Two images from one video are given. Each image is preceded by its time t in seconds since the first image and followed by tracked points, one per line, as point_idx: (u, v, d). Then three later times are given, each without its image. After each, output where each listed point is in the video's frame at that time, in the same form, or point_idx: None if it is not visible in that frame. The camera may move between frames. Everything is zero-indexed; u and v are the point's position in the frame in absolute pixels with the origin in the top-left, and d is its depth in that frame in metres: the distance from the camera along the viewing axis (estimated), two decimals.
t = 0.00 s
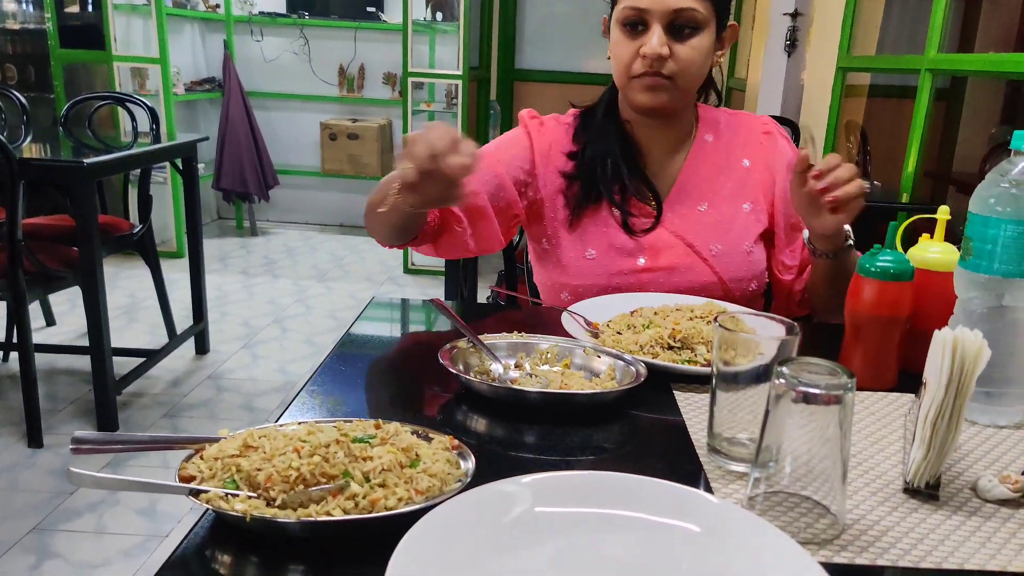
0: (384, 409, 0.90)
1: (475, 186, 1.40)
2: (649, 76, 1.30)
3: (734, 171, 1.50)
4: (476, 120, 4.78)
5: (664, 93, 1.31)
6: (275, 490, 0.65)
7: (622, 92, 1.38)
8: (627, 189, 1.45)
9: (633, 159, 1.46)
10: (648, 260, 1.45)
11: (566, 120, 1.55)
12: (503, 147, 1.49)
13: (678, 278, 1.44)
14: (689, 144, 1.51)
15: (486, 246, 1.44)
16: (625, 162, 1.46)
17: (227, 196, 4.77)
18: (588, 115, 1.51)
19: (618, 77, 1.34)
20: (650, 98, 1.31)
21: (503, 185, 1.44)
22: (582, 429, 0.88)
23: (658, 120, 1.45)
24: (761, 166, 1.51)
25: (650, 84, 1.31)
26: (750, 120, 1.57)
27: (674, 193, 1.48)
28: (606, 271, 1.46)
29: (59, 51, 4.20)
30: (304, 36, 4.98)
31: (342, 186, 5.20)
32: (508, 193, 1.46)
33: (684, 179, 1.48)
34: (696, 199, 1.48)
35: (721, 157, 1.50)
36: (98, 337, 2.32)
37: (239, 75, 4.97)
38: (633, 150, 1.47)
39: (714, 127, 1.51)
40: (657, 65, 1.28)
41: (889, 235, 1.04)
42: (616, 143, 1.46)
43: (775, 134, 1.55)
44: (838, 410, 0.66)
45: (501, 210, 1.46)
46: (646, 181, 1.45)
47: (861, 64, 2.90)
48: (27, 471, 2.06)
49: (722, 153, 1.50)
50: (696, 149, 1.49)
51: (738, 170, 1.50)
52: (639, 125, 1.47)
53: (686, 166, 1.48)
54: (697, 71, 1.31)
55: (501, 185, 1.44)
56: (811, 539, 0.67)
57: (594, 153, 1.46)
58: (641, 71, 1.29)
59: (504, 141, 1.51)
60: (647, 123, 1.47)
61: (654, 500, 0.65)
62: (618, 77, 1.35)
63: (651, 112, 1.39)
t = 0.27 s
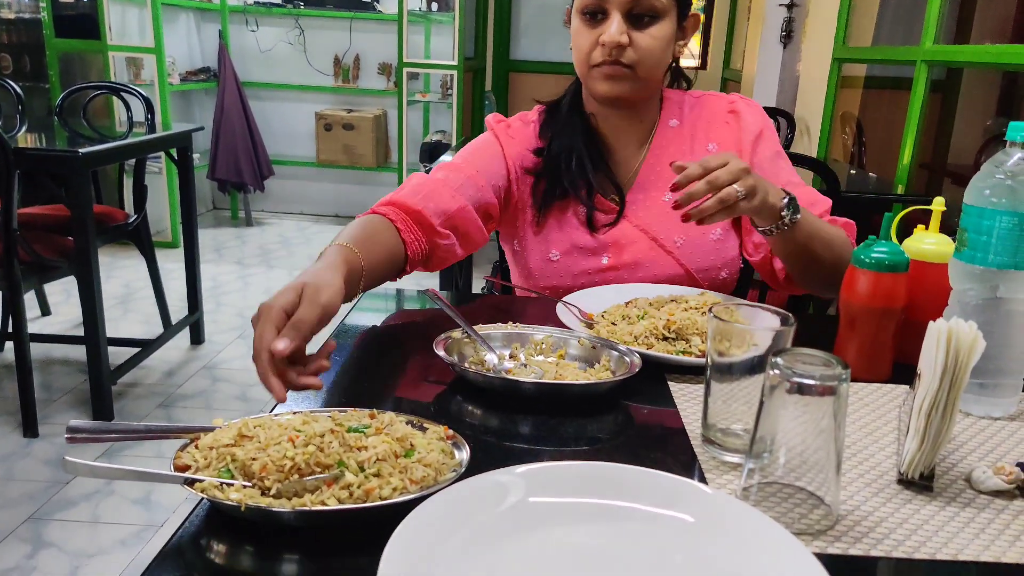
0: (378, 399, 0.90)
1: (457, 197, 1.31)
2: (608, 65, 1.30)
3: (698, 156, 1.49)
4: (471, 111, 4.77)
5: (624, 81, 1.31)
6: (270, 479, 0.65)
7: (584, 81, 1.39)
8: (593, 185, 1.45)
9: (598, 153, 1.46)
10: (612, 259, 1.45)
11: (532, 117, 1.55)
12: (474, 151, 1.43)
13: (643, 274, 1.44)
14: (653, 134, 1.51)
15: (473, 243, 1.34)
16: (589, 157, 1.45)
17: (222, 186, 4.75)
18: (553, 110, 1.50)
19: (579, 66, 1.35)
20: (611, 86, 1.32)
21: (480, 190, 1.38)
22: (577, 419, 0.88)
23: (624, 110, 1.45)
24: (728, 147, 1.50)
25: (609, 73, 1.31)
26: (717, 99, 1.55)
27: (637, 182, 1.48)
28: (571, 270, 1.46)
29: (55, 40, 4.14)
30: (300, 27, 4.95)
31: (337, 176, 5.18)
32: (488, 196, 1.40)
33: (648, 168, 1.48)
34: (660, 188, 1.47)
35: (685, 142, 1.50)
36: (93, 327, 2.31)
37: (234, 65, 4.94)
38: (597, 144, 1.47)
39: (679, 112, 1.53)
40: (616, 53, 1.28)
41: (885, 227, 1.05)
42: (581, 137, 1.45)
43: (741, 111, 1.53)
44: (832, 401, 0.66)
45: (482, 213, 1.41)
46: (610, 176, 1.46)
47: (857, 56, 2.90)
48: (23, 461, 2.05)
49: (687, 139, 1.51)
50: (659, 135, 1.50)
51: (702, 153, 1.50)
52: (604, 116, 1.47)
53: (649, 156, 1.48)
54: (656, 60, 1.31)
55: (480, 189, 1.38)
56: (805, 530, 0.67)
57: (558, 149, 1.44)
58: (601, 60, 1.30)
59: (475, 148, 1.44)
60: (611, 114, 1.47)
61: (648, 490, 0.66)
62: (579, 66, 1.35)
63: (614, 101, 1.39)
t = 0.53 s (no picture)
0: (375, 395, 0.90)
1: (444, 205, 1.30)
2: (588, 60, 1.29)
3: (685, 152, 1.50)
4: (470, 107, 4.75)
5: (604, 77, 1.31)
6: (268, 476, 0.65)
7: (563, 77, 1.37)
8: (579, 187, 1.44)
9: (581, 153, 1.45)
10: (604, 261, 1.45)
11: (515, 116, 1.53)
12: (457, 155, 1.42)
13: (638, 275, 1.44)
14: (638, 131, 1.50)
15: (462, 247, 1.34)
16: (574, 158, 1.44)
17: (220, 182, 4.74)
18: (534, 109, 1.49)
19: (559, 63, 1.34)
20: (591, 82, 1.31)
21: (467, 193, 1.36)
22: (576, 415, 0.88)
23: (607, 108, 1.44)
24: (715, 143, 1.50)
25: (590, 68, 1.30)
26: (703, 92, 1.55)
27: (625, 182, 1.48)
28: (563, 271, 1.47)
29: (55, 37, 4.11)
30: (298, 23, 4.94)
31: (336, 173, 5.17)
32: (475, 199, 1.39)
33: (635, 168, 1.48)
34: (649, 188, 1.48)
35: (671, 138, 1.50)
36: (93, 324, 2.30)
37: (233, 62, 4.93)
38: (582, 143, 1.46)
39: (665, 108, 1.52)
40: (596, 48, 1.27)
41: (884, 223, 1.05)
42: (565, 138, 1.44)
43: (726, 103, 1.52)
44: (831, 397, 0.65)
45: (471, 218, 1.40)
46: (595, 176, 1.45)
47: (856, 51, 2.90)
48: (22, 457, 2.05)
49: (674, 135, 1.50)
50: (644, 133, 1.49)
51: (689, 150, 1.50)
52: (586, 115, 1.46)
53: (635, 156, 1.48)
54: (636, 55, 1.31)
55: (467, 194, 1.36)
56: (804, 526, 0.67)
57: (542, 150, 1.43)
58: (580, 55, 1.29)
59: (459, 152, 1.43)
60: (594, 112, 1.45)
61: (648, 486, 0.66)
62: (559, 63, 1.34)
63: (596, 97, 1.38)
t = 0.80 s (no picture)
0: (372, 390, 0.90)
1: (433, 206, 1.28)
2: (579, 57, 1.29)
3: (678, 149, 1.50)
4: (467, 102, 4.74)
5: (595, 75, 1.31)
6: (265, 471, 0.65)
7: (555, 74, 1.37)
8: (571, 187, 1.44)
9: (573, 153, 1.45)
10: (597, 262, 1.45)
11: (507, 113, 1.52)
12: (447, 155, 1.41)
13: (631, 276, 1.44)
14: (632, 130, 1.50)
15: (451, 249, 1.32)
16: (566, 158, 1.43)
17: (217, 179, 4.73)
18: (526, 107, 1.48)
19: (551, 60, 1.34)
20: (582, 79, 1.31)
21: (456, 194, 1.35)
22: (573, 410, 0.88)
23: (599, 106, 1.44)
24: (710, 140, 1.50)
25: (581, 66, 1.30)
26: (695, 87, 1.55)
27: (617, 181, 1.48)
28: (554, 273, 1.47)
29: (51, 33, 4.09)
30: (295, 18, 4.93)
31: (333, 168, 5.16)
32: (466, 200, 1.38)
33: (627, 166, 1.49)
34: (642, 186, 1.49)
35: (664, 134, 1.50)
36: (90, 320, 2.30)
37: (230, 58, 4.92)
38: (575, 142, 1.46)
39: (659, 104, 1.52)
40: (587, 46, 1.27)
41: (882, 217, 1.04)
42: (557, 137, 1.43)
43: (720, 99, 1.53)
44: (829, 390, 0.65)
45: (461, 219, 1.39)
46: (587, 176, 1.45)
47: (853, 46, 2.90)
48: (20, 454, 2.05)
49: (667, 131, 1.50)
50: (637, 131, 1.50)
51: (682, 148, 1.50)
52: (578, 112, 1.46)
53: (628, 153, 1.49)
54: (629, 53, 1.30)
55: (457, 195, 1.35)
56: (802, 520, 0.67)
57: (534, 149, 1.42)
58: (572, 52, 1.29)
59: (449, 151, 1.42)
60: (585, 109, 1.45)
61: (646, 481, 0.66)
62: (551, 59, 1.34)
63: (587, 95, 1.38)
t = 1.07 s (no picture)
0: (370, 387, 0.90)
1: (433, 194, 1.24)
2: (576, 60, 1.29)
3: (676, 154, 1.50)
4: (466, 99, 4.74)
5: (592, 77, 1.30)
6: (265, 469, 0.65)
7: (550, 76, 1.37)
8: (567, 193, 1.43)
9: (571, 158, 1.43)
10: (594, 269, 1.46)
11: (501, 115, 1.50)
12: (443, 150, 1.37)
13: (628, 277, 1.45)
14: (627, 135, 1.50)
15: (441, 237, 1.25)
16: (563, 165, 1.42)
17: (216, 177, 4.73)
18: (520, 108, 1.45)
19: (546, 62, 1.33)
20: (578, 82, 1.30)
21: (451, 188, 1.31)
22: (573, 407, 0.88)
23: (594, 110, 1.43)
24: (707, 146, 1.51)
25: (577, 69, 1.29)
26: (693, 92, 1.56)
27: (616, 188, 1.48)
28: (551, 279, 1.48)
29: (49, 32, 4.07)
30: (293, 16, 4.92)
31: (332, 166, 5.16)
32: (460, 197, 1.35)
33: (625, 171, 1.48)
34: (639, 194, 1.49)
35: (661, 139, 1.50)
36: (89, 319, 2.30)
37: (228, 56, 4.91)
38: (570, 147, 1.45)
39: (654, 108, 1.51)
40: (585, 47, 1.27)
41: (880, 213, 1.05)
42: (553, 141, 1.41)
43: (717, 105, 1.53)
44: (829, 386, 0.65)
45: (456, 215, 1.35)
46: (585, 181, 1.44)
47: (851, 42, 2.90)
48: (20, 453, 2.05)
49: (664, 136, 1.50)
50: (634, 136, 1.49)
51: (680, 153, 1.51)
52: (573, 116, 1.44)
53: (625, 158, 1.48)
54: (626, 57, 1.30)
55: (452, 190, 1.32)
56: (801, 517, 0.67)
57: (530, 153, 1.40)
58: (569, 54, 1.28)
59: (447, 147, 1.38)
60: (580, 114, 1.44)
61: (644, 478, 0.66)
62: (546, 62, 1.33)
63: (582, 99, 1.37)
